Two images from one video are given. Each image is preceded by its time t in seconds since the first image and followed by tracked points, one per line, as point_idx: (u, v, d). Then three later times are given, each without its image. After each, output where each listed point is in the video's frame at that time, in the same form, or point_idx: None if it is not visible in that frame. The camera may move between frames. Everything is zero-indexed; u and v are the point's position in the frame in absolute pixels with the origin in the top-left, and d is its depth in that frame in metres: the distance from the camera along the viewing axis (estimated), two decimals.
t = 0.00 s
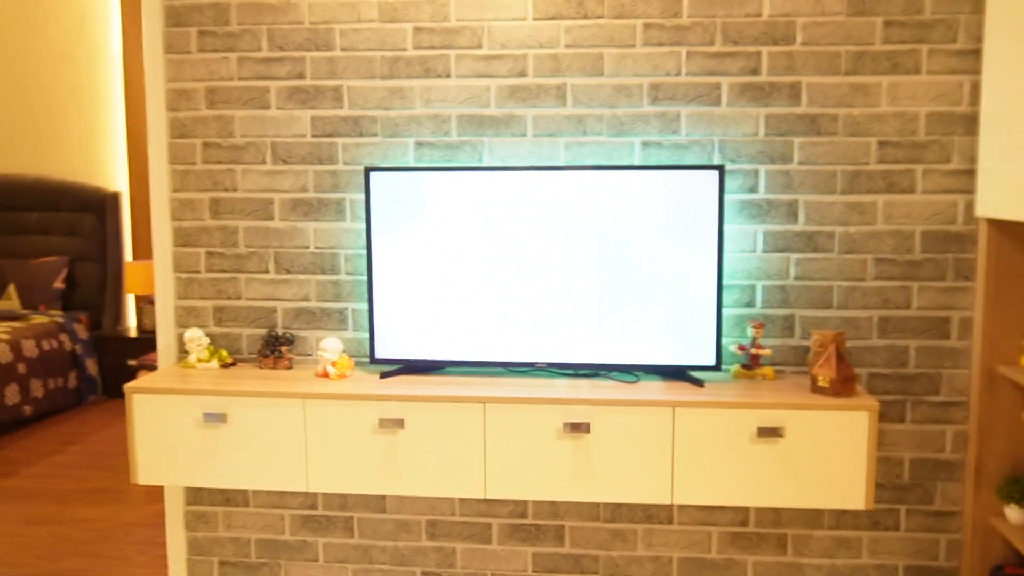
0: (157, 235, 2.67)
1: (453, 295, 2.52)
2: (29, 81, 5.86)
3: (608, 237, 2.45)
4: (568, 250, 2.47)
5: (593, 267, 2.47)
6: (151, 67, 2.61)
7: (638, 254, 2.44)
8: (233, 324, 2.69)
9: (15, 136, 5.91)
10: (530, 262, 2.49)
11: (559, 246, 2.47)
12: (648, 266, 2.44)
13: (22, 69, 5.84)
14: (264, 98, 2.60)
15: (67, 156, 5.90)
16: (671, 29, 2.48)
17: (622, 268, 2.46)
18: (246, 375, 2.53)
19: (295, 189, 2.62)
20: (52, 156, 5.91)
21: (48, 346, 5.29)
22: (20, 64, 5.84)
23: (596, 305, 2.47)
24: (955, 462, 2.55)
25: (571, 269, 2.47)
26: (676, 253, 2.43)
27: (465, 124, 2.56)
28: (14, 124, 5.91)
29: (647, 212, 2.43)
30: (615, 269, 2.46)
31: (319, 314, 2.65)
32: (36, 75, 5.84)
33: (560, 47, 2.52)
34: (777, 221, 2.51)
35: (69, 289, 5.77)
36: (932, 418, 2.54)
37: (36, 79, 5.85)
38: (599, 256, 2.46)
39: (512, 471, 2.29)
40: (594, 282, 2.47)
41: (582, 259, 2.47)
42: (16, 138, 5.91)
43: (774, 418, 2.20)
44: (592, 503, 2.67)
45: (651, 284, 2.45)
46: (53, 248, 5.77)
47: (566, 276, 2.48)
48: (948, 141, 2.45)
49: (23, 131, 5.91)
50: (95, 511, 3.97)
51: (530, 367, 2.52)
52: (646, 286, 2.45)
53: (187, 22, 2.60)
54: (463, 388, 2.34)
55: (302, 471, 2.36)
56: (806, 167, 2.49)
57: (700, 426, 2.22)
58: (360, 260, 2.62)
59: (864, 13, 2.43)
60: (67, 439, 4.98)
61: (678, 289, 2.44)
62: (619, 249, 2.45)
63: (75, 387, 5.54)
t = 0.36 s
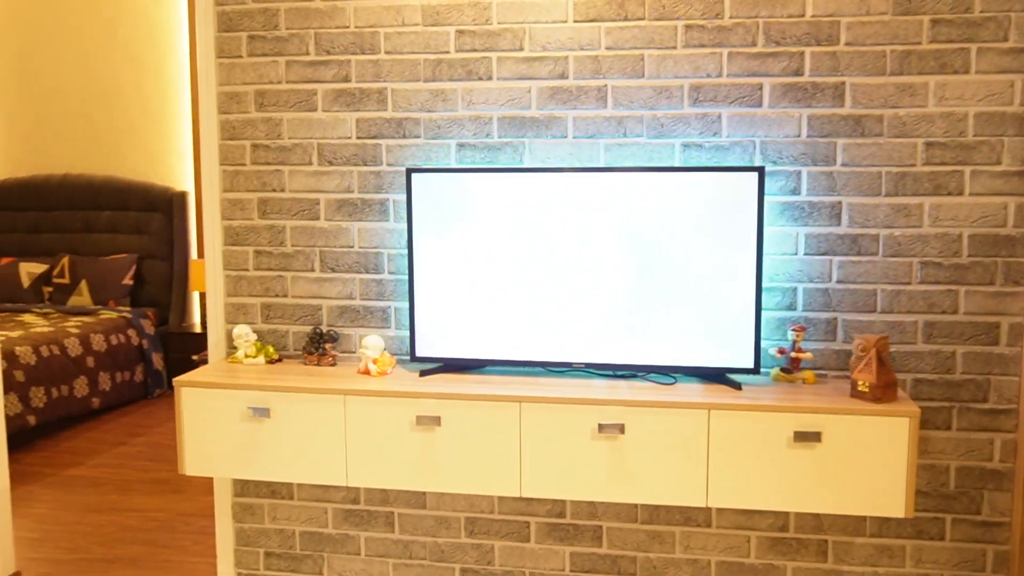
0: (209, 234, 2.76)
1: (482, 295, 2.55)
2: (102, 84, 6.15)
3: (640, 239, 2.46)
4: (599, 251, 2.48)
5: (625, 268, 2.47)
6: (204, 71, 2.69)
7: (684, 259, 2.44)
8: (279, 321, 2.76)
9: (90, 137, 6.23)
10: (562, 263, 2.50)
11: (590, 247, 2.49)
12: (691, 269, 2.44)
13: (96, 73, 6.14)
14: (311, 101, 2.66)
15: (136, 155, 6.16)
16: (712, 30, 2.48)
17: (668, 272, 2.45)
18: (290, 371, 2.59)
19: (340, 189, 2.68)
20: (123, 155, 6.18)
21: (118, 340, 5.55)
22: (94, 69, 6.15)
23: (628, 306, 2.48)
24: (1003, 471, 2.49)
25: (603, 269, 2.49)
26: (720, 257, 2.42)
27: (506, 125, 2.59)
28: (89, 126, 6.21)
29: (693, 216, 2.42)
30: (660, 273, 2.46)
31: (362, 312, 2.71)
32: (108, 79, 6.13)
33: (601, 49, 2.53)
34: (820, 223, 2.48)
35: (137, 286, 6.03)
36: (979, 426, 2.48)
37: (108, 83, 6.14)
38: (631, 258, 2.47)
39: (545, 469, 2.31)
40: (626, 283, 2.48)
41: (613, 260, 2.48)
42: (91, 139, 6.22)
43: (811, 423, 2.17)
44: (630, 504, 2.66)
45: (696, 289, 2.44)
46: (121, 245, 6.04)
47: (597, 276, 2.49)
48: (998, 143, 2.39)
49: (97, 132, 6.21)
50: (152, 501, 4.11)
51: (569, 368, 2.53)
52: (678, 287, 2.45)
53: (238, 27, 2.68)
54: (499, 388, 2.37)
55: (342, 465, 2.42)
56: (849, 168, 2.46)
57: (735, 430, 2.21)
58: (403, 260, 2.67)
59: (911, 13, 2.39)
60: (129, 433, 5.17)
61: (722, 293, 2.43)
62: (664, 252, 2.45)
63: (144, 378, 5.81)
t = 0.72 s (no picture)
0: (265, 233, 2.82)
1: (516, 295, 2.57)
2: (169, 89, 6.33)
3: (660, 241, 2.45)
4: (627, 250, 2.48)
5: (654, 268, 2.47)
6: (260, 72, 2.75)
7: (717, 259, 2.42)
8: (332, 319, 2.80)
9: (158, 140, 6.40)
10: (586, 263, 2.51)
11: (619, 248, 2.48)
12: (728, 268, 2.41)
13: (164, 78, 6.33)
14: (364, 101, 2.70)
15: (202, 158, 6.33)
16: (765, 26, 2.44)
17: (700, 272, 2.44)
18: (342, 367, 2.63)
19: (392, 188, 2.71)
20: (190, 157, 6.34)
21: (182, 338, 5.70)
22: (162, 75, 6.33)
23: (651, 306, 2.48)
24: None
25: (626, 269, 2.49)
26: (753, 258, 2.39)
27: (556, 124, 2.59)
28: (157, 129, 6.40)
29: (726, 215, 2.40)
30: (692, 273, 2.44)
31: (414, 310, 2.74)
32: (176, 84, 6.31)
33: (651, 46, 2.51)
34: (876, 222, 2.43)
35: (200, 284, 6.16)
36: None
37: (176, 88, 6.31)
38: (660, 259, 2.46)
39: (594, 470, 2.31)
40: (654, 283, 2.47)
41: (641, 260, 2.47)
42: (159, 143, 6.40)
43: (864, 426, 2.13)
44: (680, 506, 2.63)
45: (727, 290, 2.42)
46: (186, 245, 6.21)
47: (624, 276, 2.49)
48: None
49: (165, 136, 6.38)
50: (210, 495, 4.21)
51: (617, 367, 2.52)
52: (706, 287, 2.43)
53: (293, 30, 2.73)
54: (547, 387, 2.37)
55: (391, 462, 2.44)
56: (907, 166, 2.40)
57: (785, 432, 2.18)
58: (453, 258, 2.69)
59: (971, 5, 2.33)
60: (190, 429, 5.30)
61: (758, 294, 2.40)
62: (696, 252, 2.43)
63: (206, 375, 5.97)
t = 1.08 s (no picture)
0: (320, 230, 2.85)
1: (576, 286, 2.54)
2: (232, 92, 6.46)
3: (725, 233, 2.40)
4: (642, 244, 2.47)
5: (669, 262, 2.45)
6: (314, 72, 2.78)
7: (777, 254, 2.36)
8: (385, 316, 2.81)
9: (221, 143, 6.54)
10: (645, 257, 2.47)
11: (686, 240, 2.43)
12: (795, 261, 2.35)
13: (227, 82, 6.46)
14: (416, 98, 2.71)
15: (264, 160, 6.45)
16: (824, 16, 2.38)
17: (713, 264, 2.42)
18: (395, 364, 2.64)
19: (444, 185, 2.72)
20: (253, 158, 6.47)
21: (243, 335, 5.81)
22: (225, 78, 6.46)
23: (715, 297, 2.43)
24: None
25: (689, 262, 2.44)
26: (818, 251, 2.33)
27: (609, 119, 2.56)
28: (220, 132, 6.53)
29: (741, 208, 2.38)
30: (708, 265, 2.42)
31: (466, 307, 2.74)
32: (238, 87, 6.44)
33: (706, 39, 2.46)
34: (941, 216, 2.34)
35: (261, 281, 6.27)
36: None
37: (238, 91, 6.44)
38: (725, 251, 2.41)
39: (649, 471, 2.27)
40: (717, 276, 2.42)
41: (656, 254, 2.46)
42: (222, 145, 6.54)
43: (928, 428, 2.06)
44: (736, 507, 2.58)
45: (793, 285, 2.36)
46: (247, 243, 6.34)
47: (639, 270, 2.48)
48: None
49: (228, 138, 6.51)
50: (268, 490, 4.28)
51: (671, 366, 2.47)
52: (772, 279, 2.37)
53: (347, 28, 2.75)
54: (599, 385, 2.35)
55: (442, 460, 2.44)
56: (974, 158, 2.31)
57: (844, 433, 2.12)
58: (506, 255, 2.68)
59: None
60: (250, 424, 5.40)
61: (826, 287, 2.33)
62: (710, 245, 2.42)
63: (267, 371, 6.08)
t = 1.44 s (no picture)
0: (374, 224, 2.83)
1: (635, 280, 2.47)
2: (292, 89, 6.52)
3: (789, 225, 2.31)
4: (694, 237, 2.40)
5: (721, 256, 2.38)
6: (370, 64, 2.76)
7: (844, 247, 2.26)
8: (440, 312, 2.78)
9: (281, 140, 6.62)
10: (707, 251, 2.39)
11: (751, 231, 2.35)
12: (857, 257, 2.25)
13: (287, 80, 6.53)
14: (472, 90, 2.67)
15: (324, 156, 6.50)
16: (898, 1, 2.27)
17: (766, 257, 2.34)
18: (449, 361, 2.61)
19: (500, 179, 2.67)
20: (313, 154, 6.52)
21: (302, 329, 5.86)
22: (286, 76, 6.53)
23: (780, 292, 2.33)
24: None
25: (753, 255, 2.35)
26: (889, 245, 2.22)
27: (671, 111, 2.48)
28: (281, 130, 6.60)
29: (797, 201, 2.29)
30: (761, 259, 2.34)
31: (522, 304, 2.69)
32: (298, 85, 6.50)
33: (772, 27, 2.37)
34: (1022, 212, 2.22)
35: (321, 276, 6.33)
36: None
37: (300, 88, 6.50)
38: (791, 245, 2.31)
39: (709, 474, 2.20)
40: (781, 270, 2.33)
41: (708, 247, 2.39)
42: (282, 141, 6.61)
43: (1007, 436, 1.94)
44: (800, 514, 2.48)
45: (862, 280, 2.26)
46: (308, 237, 6.40)
47: (691, 264, 2.42)
48: None
49: (288, 135, 6.58)
50: (322, 485, 4.29)
51: (732, 367, 2.39)
52: (840, 272, 2.27)
53: (403, 19, 2.73)
54: (657, 385, 2.28)
55: (495, 459, 2.40)
56: None
57: (916, 439, 2.01)
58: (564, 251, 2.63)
59: None
60: (306, 419, 5.44)
61: (897, 281, 2.22)
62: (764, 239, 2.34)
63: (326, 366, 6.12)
